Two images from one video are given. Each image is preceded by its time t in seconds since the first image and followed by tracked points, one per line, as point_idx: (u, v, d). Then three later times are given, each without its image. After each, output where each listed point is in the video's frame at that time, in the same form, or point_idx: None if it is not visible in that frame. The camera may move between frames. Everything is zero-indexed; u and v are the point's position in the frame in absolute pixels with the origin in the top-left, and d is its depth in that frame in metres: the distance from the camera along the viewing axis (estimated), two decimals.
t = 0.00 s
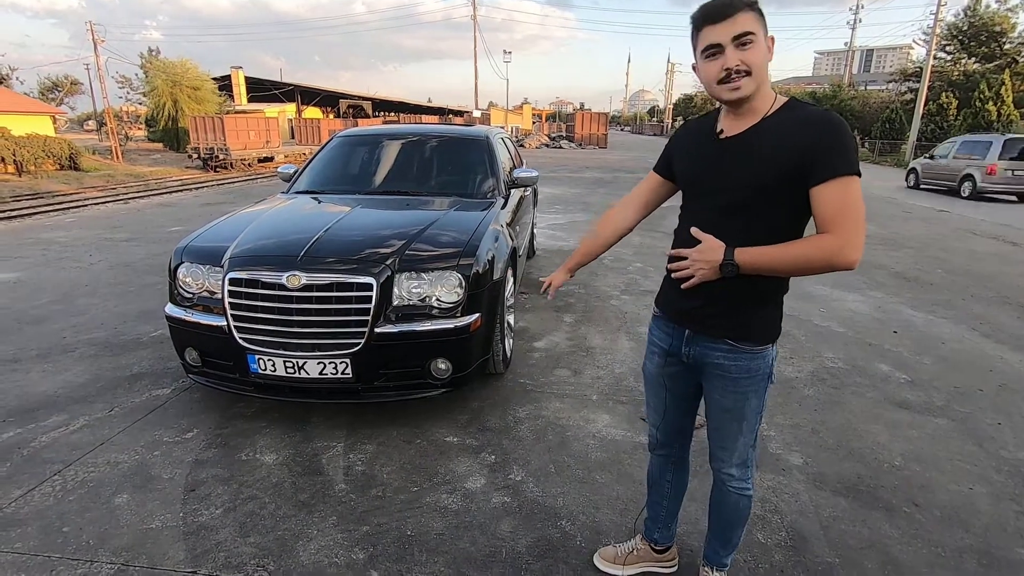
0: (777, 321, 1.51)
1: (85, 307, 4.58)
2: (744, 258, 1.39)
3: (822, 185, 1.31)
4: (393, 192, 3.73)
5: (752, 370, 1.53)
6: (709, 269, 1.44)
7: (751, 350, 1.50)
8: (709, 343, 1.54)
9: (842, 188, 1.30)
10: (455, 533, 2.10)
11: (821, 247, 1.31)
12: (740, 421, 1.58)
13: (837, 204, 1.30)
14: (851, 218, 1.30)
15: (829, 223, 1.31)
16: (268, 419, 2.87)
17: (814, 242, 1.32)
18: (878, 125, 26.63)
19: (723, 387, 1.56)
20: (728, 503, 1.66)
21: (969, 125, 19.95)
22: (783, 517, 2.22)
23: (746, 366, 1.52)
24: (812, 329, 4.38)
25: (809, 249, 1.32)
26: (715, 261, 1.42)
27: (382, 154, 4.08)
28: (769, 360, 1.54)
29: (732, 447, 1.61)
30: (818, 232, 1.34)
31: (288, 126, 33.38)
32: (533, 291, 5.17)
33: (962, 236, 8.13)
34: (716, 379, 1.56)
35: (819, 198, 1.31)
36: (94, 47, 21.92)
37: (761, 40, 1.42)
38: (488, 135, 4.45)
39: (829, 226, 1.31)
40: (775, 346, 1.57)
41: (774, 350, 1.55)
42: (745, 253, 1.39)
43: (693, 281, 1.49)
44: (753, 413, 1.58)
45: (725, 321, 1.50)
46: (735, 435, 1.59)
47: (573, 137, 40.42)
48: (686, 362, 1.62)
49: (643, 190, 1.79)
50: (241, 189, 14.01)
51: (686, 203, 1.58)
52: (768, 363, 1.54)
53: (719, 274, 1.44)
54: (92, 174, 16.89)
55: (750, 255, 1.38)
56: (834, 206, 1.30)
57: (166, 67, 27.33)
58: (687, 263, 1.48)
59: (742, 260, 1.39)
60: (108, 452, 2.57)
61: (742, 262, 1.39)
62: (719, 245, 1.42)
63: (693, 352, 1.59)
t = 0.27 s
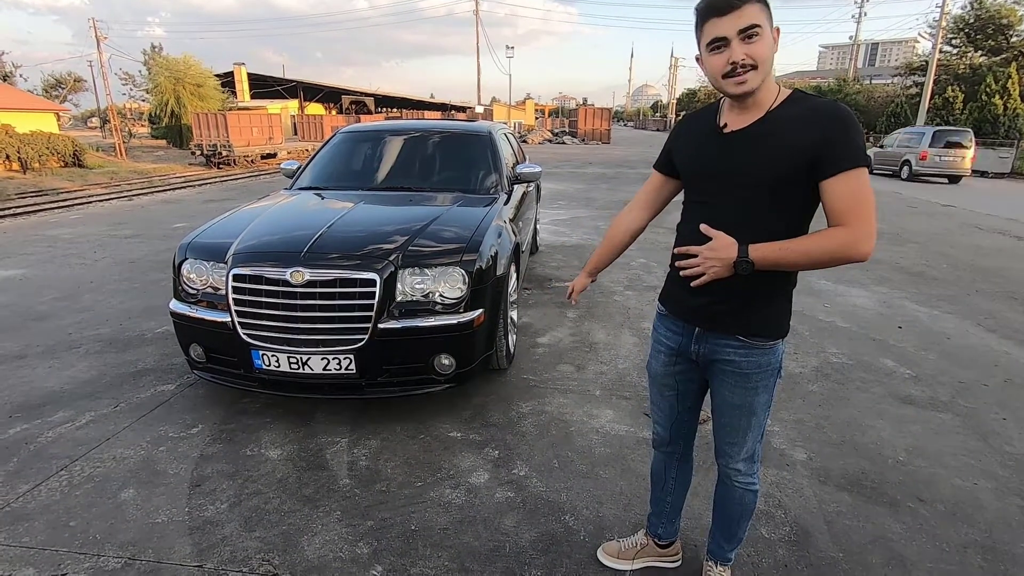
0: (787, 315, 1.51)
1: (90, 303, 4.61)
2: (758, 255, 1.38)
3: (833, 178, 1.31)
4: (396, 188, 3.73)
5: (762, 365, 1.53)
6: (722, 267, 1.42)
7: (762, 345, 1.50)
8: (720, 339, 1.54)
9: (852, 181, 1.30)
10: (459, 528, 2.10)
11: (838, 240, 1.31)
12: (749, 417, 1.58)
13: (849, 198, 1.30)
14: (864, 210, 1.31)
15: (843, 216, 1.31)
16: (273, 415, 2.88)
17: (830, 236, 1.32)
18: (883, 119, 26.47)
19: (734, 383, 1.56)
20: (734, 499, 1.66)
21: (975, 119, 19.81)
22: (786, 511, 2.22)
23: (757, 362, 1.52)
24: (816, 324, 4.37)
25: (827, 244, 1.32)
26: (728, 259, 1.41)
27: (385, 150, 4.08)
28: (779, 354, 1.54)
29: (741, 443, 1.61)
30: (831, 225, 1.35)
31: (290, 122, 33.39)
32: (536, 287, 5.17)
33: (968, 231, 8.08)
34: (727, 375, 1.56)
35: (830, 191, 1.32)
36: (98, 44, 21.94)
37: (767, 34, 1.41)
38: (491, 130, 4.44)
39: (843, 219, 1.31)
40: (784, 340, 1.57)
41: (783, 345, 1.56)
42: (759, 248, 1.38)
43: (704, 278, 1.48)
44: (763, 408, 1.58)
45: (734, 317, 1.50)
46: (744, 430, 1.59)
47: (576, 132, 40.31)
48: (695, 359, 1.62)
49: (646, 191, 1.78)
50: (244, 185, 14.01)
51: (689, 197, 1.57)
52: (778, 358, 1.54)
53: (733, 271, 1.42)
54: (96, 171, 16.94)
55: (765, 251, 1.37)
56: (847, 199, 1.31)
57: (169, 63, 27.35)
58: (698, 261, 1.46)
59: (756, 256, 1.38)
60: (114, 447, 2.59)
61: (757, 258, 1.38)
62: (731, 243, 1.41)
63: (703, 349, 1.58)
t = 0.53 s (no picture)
0: (787, 312, 1.50)
1: (98, 298, 4.63)
2: (754, 254, 1.38)
3: (837, 183, 1.30)
4: (401, 183, 3.73)
5: (761, 361, 1.52)
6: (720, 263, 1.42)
7: (761, 341, 1.49)
8: (718, 334, 1.54)
9: (858, 186, 1.28)
10: (464, 521, 2.11)
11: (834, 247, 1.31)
12: (748, 412, 1.57)
13: (852, 202, 1.29)
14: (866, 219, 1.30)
15: (844, 222, 1.30)
16: (278, 409, 2.89)
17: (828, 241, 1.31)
18: (891, 113, 26.25)
19: (731, 378, 1.55)
20: (735, 494, 1.66)
21: (984, 113, 19.64)
22: (791, 507, 2.22)
23: (756, 357, 1.51)
24: (822, 319, 4.35)
25: (824, 249, 1.31)
26: (725, 256, 1.41)
27: (389, 145, 4.07)
28: (778, 350, 1.53)
29: (740, 438, 1.60)
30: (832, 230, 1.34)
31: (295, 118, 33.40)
32: (541, 282, 5.16)
33: (976, 226, 8.02)
34: (725, 370, 1.56)
35: (834, 194, 1.30)
36: (104, 40, 21.99)
37: (730, 48, 1.39)
38: (495, 126, 4.43)
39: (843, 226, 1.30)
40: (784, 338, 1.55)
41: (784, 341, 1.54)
42: (755, 247, 1.38)
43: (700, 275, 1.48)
44: (762, 404, 1.57)
45: (733, 312, 1.49)
46: (742, 426, 1.59)
47: (581, 127, 40.18)
48: (694, 353, 1.62)
49: (659, 185, 1.78)
50: (250, 181, 14.04)
51: (697, 193, 1.56)
52: (778, 354, 1.53)
53: (728, 268, 1.42)
54: (103, 167, 17.00)
55: (761, 250, 1.37)
56: (849, 204, 1.29)
57: (174, 59, 27.40)
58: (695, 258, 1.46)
59: (752, 255, 1.38)
60: (122, 440, 2.61)
61: (753, 257, 1.38)
62: (730, 239, 1.41)
63: (702, 343, 1.58)
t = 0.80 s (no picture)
0: (788, 308, 1.48)
1: (103, 293, 4.65)
2: (727, 233, 1.39)
3: (827, 181, 1.28)
4: (404, 178, 3.74)
5: (760, 357, 1.51)
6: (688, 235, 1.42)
7: (760, 337, 1.49)
8: (718, 329, 1.54)
9: (849, 189, 1.27)
10: (467, 516, 2.12)
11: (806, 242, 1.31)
12: (747, 408, 1.57)
13: (835, 203, 1.28)
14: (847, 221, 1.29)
15: (823, 219, 1.29)
16: (283, 404, 2.91)
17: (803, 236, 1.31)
18: (898, 108, 26.06)
19: (730, 373, 1.55)
20: (736, 490, 1.66)
21: (992, 108, 19.48)
22: (795, 502, 2.22)
23: (754, 353, 1.50)
24: (827, 316, 4.33)
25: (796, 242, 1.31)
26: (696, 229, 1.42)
27: (393, 140, 4.08)
28: (778, 347, 1.51)
29: (740, 434, 1.60)
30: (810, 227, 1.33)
31: (299, 113, 33.40)
32: (545, 277, 5.16)
33: (982, 222, 7.97)
34: (725, 365, 1.55)
35: (822, 192, 1.29)
36: (108, 35, 22.02)
37: (737, 43, 1.37)
38: (499, 120, 4.42)
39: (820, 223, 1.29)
40: (786, 334, 1.53)
41: (785, 337, 1.53)
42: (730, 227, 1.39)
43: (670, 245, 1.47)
44: (762, 400, 1.56)
45: (733, 308, 1.49)
46: (742, 421, 1.59)
47: (585, 123, 40.04)
48: (695, 348, 1.62)
49: (672, 167, 1.79)
50: (254, 176, 14.05)
51: (703, 188, 1.56)
52: (778, 351, 1.52)
53: (700, 244, 1.43)
54: (108, 163, 17.05)
55: (735, 231, 1.38)
56: (833, 203, 1.28)
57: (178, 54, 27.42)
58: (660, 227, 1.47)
59: (725, 235, 1.39)
60: (128, 434, 2.63)
61: (725, 236, 1.39)
62: (703, 215, 1.43)
63: (702, 338, 1.58)
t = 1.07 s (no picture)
0: (788, 306, 1.48)
1: (106, 290, 4.67)
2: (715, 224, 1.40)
3: (818, 179, 1.28)
4: (406, 176, 3.74)
5: (757, 355, 1.51)
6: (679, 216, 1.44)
7: (757, 335, 1.48)
8: (715, 326, 1.54)
9: (840, 188, 1.27)
10: (469, 513, 2.13)
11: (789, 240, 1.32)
12: (745, 406, 1.57)
13: (824, 200, 1.27)
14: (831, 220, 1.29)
15: (808, 214, 1.29)
16: (285, 401, 2.92)
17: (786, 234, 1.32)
18: (902, 105, 25.95)
19: (728, 371, 1.55)
20: (736, 487, 1.66)
21: (997, 105, 19.38)
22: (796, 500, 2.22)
23: (752, 351, 1.50)
24: (829, 314, 4.33)
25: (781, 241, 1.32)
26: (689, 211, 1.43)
27: (396, 137, 4.07)
28: (776, 345, 1.51)
29: (739, 432, 1.60)
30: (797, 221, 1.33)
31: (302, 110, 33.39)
32: (547, 275, 5.16)
33: (986, 220, 7.95)
34: (722, 363, 1.56)
35: (812, 190, 1.29)
36: (111, 32, 22.03)
37: (743, 37, 1.37)
38: (502, 118, 4.42)
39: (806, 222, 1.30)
40: (785, 332, 1.53)
41: (784, 335, 1.52)
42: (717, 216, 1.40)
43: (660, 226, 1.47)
44: (760, 398, 1.56)
45: (732, 305, 1.49)
46: (740, 419, 1.59)
47: (588, 120, 39.96)
48: (693, 345, 1.63)
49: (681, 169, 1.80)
50: (256, 173, 14.06)
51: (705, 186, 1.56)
52: (776, 349, 1.52)
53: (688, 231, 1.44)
54: (110, 160, 17.07)
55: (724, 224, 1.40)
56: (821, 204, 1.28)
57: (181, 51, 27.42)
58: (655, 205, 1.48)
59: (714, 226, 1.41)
60: (132, 431, 2.64)
61: (712, 225, 1.40)
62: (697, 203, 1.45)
63: (700, 335, 1.58)
